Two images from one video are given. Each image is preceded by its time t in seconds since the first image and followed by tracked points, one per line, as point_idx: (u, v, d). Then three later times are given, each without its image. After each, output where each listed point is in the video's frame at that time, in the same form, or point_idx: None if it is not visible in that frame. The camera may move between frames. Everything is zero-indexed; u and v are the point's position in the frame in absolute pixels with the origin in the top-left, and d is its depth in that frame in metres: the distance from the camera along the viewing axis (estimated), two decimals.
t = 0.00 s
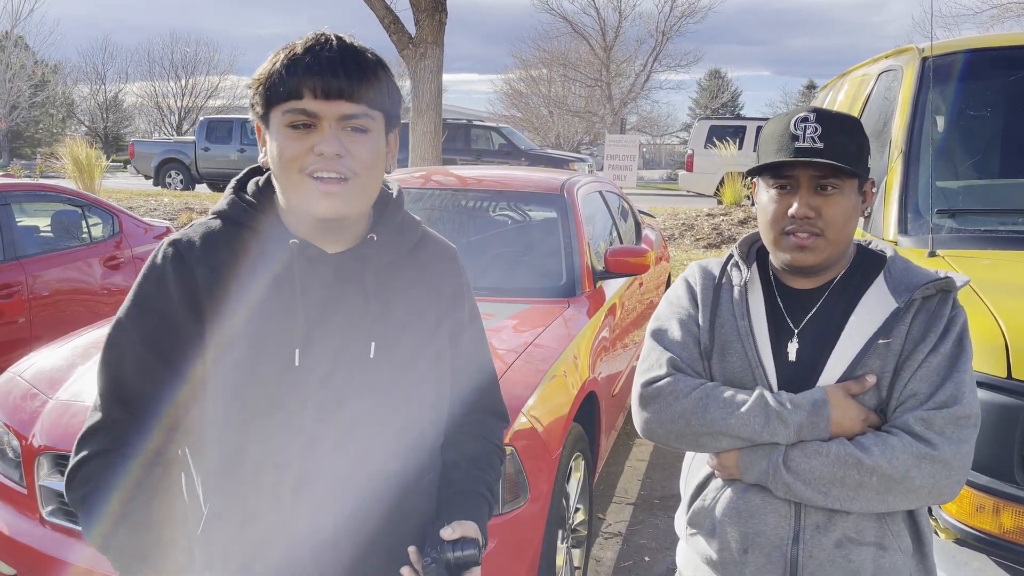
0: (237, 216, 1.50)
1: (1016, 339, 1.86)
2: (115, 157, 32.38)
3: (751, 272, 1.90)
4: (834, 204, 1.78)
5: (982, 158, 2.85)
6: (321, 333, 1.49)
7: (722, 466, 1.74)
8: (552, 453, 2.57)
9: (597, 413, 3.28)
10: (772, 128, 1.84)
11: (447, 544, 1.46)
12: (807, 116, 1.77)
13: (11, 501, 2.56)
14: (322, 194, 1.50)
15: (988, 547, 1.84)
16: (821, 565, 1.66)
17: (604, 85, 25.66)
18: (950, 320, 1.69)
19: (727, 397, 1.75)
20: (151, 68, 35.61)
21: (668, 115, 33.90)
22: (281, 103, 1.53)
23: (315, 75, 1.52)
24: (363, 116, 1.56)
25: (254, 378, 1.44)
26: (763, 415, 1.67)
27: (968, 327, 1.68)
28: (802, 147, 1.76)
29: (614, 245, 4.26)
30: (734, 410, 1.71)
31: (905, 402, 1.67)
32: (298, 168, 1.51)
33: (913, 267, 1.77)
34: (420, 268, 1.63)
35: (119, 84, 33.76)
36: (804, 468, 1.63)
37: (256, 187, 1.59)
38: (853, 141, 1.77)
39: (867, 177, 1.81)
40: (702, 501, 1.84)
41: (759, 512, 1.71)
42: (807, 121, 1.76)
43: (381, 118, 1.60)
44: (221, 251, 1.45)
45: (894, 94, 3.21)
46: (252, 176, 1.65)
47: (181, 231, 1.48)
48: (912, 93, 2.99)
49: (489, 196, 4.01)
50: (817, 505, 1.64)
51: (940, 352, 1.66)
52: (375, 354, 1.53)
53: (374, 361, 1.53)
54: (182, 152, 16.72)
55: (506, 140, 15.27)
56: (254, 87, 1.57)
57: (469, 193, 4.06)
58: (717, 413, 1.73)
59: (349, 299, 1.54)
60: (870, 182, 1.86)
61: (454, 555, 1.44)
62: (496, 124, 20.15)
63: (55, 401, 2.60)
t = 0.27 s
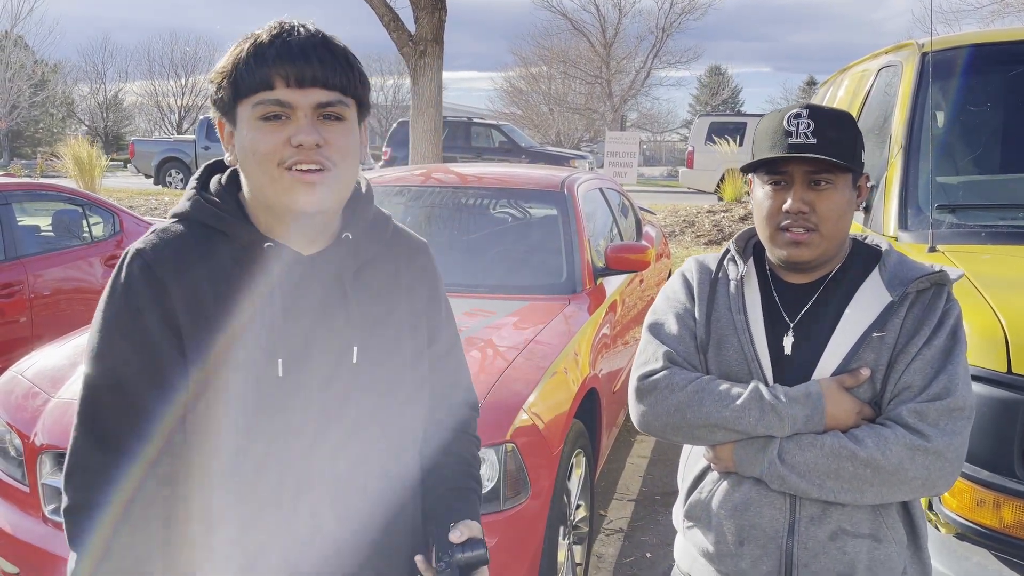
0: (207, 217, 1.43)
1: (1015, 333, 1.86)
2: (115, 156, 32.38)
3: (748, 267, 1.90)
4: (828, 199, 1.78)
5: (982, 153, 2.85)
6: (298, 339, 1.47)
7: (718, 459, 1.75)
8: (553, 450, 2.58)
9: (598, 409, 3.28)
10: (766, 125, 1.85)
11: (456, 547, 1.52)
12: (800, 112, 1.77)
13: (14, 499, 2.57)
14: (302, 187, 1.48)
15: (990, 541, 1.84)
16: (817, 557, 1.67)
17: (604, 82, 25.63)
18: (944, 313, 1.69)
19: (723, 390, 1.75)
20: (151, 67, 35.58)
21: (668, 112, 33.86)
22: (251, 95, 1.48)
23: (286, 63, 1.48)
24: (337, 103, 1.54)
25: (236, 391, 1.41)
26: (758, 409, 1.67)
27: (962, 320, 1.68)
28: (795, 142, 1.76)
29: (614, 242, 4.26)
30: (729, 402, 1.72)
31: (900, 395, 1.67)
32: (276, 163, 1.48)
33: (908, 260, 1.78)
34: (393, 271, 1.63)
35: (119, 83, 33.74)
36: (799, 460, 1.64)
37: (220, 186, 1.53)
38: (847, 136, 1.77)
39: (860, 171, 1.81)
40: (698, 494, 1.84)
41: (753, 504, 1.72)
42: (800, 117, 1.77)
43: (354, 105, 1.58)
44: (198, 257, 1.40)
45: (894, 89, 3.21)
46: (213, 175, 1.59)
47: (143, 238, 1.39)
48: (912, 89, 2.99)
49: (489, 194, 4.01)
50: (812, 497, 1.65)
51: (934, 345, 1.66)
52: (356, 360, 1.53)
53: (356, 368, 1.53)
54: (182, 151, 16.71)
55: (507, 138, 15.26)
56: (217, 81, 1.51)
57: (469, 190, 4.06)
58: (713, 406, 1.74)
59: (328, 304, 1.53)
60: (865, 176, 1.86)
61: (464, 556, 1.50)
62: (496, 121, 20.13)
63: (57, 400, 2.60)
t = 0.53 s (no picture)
0: (175, 218, 1.36)
1: (1016, 326, 1.86)
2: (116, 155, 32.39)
3: (746, 261, 1.91)
4: (825, 194, 1.79)
5: (984, 147, 2.85)
6: (275, 341, 1.43)
7: (717, 451, 1.75)
8: (555, 446, 2.58)
9: (601, 406, 3.29)
10: (762, 122, 1.86)
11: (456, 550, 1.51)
12: (796, 108, 1.78)
13: (19, 496, 2.58)
14: (282, 198, 1.44)
15: (992, 535, 1.85)
16: (815, 548, 1.68)
17: (604, 78, 25.61)
18: (940, 305, 1.70)
19: (722, 383, 1.76)
20: (151, 66, 35.57)
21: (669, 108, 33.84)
22: (232, 97, 1.42)
23: (273, 68, 1.43)
24: (321, 112, 1.51)
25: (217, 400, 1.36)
26: (757, 402, 1.68)
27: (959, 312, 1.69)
28: (792, 138, 1.77)
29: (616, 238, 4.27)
30: (728, 395, 1.72)
31: (897, 387, 1.68)
32: (254, 170, 1.43)
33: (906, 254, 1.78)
34: (371, 268, 1.62)
35: (120, 81, 33.74)
36: (798, 452, 1.65)
37: (188, 182, 1.46)
38: (842, 131, 1.78)
39: (857, 166, 1.82)
40: (698, 487, 1.84)
41: (751, 496, 1.72)
42: (795, 113, 1.78)
43: (337, 112, 1.55)
44: (179, 257, 1.34)
45: (895, 84, 3.21)
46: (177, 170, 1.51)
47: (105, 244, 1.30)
48: (914, 83, 2.99)
49: (491, 190, 4.01)
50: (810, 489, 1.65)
51: (931, 337, 1.67)
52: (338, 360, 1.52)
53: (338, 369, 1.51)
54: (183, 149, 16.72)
55: (508, 135, 15.26)
56: (194, 75, 1.43)
57: (471, 187, 4.07)
58: (711, 399, 1.74)
59: (309, 304, 1.50)
60: (860, 170, 1.88)
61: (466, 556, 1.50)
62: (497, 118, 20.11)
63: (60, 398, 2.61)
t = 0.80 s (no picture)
0: (157, 224, 1.36)
1: (1020, 321, 1.86)
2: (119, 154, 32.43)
3: (743, 258, 1.90)
4: (822, 189, 1.79)
5: (987, 143, 2.84)
6: (262, 336, 1.43)
7: (716, 449, 1.76)
8: (559, 443, 2.59)
9: (604, 403, 3.29)
10: (757, 118, 1.85)
11: (467, 532, 1.55)
12: (792, 104, 1.77)
13: (26, 495, 2.59)
14: (267, 197, 1.46)
15: (995, 530, 1.85)
16: (812, 542, 1.69)
17: (606, 75, 25.57)
18: (937, 302, 1.70)
19: (719, 380, 1.76)
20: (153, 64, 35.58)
21: (671, 105, 33.78)
22: (212, 98, 1.42)
23: (249, 66, 1.43)
24: (302, 108, 1.51)
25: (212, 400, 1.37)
26: (754, 399, 1.68)
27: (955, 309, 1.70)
28: (788, 134, 1.76)
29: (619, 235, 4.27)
30: (726, 393, 1.73)
31: (893, 383, 1.69)
32: (239, 171, 1.44)
33: (902, 249, 1.78)
34: (358, 261, 1.61)
35: (122, 80, 33.76)
36: (795, 449, 1.65)
37: (171, 185, 1.46)
38: (838, 126, 1.77)
39: (852, 161, 1.82)
40: (697, 482, 1.84)
41: (748, 491, 1.73)
42: (792, 109, 1.77)
43: (317, 107, 1.55)
44: (170, 262, 1.35)
45: (898, 80, 3.20)
46: (157, 173, 1.51)
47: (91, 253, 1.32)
48: (916, 79, 2.98)
49: (493, 188, 4.01)
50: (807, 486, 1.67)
51: (927, 333, 1.68)
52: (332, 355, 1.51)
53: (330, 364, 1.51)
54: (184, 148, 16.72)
55: (509, 133, 15.25)
56: (170, 77, 1.42)
57: (473, 185, 4.07)
58: (709, 397, 1.74)
59: (300, 298, 1.50)
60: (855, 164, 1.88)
61: (476, 539, 1.54)
62: (498, 116, 20.10)
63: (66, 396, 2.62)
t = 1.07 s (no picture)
0: (176, 217, 1.43)
1: None
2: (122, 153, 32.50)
3: (727, 255, 1.91)
4: (803, 187, 1.79)
5: (991, 139, 2.84)
6: (273, 325, 1.44)
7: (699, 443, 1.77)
8: (564, 441, 2.59)
9: (608, 400, 3.29)
10: (740, 117, 1.86)
11: (482, 467, 1.52)
12: (775, 103, 1.77)
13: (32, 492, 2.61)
14: (270, 186, 1.46)
15: (1001, 525, 1.86)
16: (795, 535, 1.69)
17: (609, 73, 25.53)
18: (916, 297, 1.70)
19: (700, 377, 1.77)
20: (156, 63, 35.64)
21: (674, 102, 33.73)
22: (214, 91, 1.44)
23: (248, 56, 1.43)
24: (302, 97, 1.50)
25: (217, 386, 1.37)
26: (733, 396, 1.69)
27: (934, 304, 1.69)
28: (770, 133, 1.77)
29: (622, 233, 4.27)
30: (707, 390, 1.74)
31: (873, 379, 1.69)
32: (242, 162, 1.45)
33: (884, 245, 1.78)
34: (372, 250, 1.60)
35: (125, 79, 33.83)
36: (773, 444, 1.66)
37: (189, 184, 1.51)
38: (819, 125, 1.78)
39: (835, 159, 1.82)
40: (681, 477, 1.86)
41: (730, 486, 1.74)
42: (775, 108, 1.77)
43: (321, 97, 1.54)
44: (183, 259, 1.40)
45: (901, 77, 3.20)
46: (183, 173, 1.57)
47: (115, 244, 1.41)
48: (920, 76, 2.98)
49: (496, 185, 4.02)
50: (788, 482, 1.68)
51: (905, 330, 1.68)
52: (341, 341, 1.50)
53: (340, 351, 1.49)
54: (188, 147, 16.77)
55: (513, 130, 15.25)
56: (176, 75, 1.46)
57: (476, 182, 4.07)
58: (689, 394, 1.76)
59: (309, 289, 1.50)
60: (839, 162, 1.88)
61: (492, 475, 1.51)
62: (502, 113, 20.10)
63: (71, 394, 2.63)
